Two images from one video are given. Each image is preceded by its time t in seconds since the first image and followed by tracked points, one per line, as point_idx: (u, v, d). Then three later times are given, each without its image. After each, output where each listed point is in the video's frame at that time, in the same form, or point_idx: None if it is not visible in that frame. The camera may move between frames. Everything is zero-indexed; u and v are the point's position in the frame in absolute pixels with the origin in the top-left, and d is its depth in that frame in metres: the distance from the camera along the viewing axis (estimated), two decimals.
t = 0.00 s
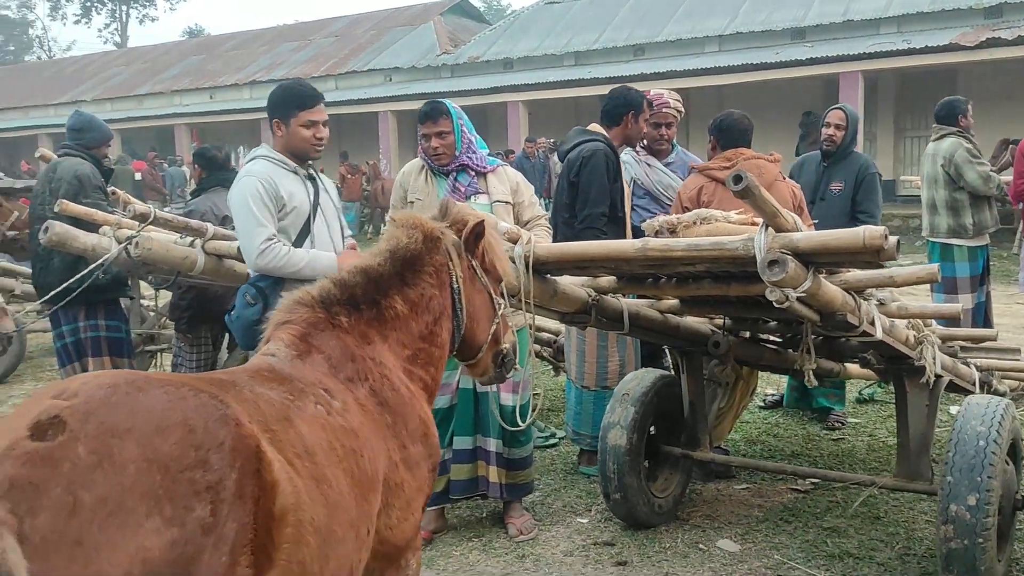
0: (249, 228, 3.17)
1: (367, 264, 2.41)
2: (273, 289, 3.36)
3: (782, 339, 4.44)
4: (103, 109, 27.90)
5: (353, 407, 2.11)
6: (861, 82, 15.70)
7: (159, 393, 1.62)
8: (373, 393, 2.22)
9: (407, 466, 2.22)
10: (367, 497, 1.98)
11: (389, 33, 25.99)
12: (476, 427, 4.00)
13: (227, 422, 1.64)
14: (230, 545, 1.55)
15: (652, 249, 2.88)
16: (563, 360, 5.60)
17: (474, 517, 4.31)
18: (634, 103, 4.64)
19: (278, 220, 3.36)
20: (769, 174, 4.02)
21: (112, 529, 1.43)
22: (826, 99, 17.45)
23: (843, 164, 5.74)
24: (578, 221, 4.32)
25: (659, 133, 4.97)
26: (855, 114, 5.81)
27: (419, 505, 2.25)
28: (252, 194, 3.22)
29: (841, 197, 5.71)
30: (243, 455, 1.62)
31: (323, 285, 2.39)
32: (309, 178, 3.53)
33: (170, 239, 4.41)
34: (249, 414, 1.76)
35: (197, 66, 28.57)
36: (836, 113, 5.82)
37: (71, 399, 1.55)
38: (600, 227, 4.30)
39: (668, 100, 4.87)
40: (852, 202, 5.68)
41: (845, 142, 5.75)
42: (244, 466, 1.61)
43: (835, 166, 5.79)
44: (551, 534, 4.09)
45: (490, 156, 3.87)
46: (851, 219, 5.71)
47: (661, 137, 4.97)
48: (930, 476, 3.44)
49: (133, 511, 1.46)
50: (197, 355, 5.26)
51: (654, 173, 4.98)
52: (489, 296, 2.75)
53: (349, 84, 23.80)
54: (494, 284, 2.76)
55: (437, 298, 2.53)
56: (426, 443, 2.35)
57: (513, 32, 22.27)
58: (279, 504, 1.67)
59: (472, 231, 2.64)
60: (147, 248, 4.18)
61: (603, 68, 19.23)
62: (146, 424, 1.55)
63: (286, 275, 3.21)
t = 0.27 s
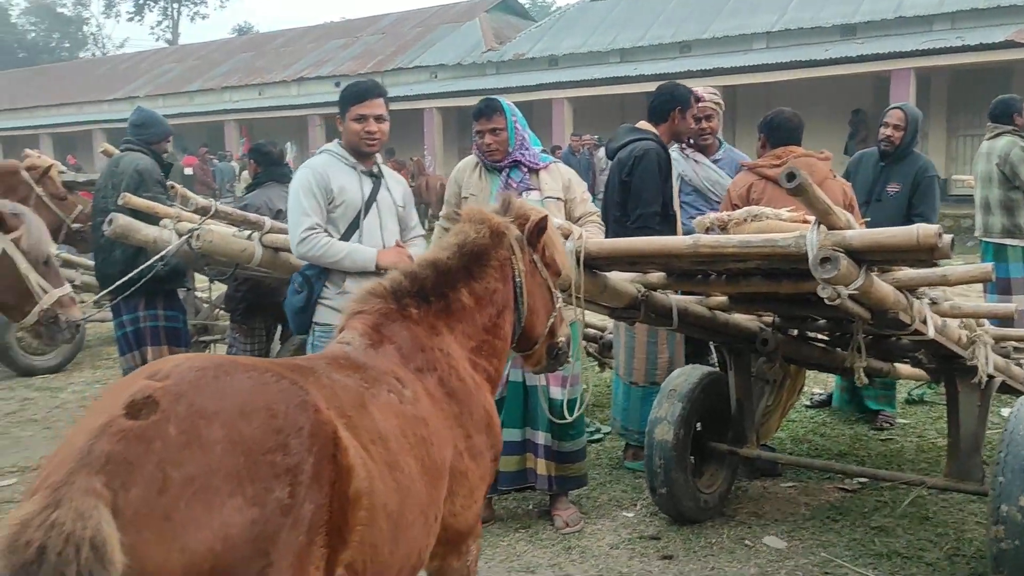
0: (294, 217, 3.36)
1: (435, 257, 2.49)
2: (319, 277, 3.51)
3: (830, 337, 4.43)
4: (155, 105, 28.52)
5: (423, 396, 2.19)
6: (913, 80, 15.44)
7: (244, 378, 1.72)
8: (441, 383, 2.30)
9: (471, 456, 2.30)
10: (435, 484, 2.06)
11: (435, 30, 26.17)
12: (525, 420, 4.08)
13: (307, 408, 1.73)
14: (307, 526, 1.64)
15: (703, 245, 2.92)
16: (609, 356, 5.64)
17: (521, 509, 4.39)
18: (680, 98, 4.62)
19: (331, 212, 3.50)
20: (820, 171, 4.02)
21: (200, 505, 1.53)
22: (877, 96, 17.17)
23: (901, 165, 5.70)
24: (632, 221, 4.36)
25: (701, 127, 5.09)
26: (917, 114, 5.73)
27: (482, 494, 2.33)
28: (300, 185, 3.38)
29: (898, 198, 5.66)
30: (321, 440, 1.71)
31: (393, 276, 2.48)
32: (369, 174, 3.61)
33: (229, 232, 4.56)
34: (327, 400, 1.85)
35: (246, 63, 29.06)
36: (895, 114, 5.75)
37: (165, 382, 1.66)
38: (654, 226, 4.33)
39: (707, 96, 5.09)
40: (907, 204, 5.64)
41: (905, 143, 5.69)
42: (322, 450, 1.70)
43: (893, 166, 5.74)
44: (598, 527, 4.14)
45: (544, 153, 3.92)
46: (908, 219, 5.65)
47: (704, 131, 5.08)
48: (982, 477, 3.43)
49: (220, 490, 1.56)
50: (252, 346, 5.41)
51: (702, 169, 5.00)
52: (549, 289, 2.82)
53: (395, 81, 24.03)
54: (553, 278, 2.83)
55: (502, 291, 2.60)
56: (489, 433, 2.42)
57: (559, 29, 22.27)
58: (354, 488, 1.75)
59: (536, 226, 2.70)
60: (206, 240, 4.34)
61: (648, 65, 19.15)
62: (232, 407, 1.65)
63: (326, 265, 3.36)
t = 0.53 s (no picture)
0: (346, 203, 3.49)
1: (497, 247, 2.57)
2: (369, 263, 3.62)
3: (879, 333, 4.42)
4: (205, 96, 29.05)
5: (485, 381, 2.27)
6: (967, 74, 15.12)
7: (319, 360, 1.82)
8: (502, 369, 2.38)
9: (530, 440, 2.37)
10: (496, 465, 2.14)
11: (480, 22, 26.25)
12: (572, 409, 4.15)
13: (378, 389, 1.83)
14: (378, 502, 1.73)
15: (754, 238, 2.95)
16: (654, 348, 5.68)
17: (566, 496, 4.46)
18: (726, 90, 4.65)
19: (384, 201, 3.61)
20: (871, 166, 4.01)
21: (279, 481, 1.65)
22: (930, 91, 16.82)
23: (954, 165, 5.63)
24: (682, 214, 4.41)
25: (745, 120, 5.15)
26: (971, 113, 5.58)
27: (539, 478, 2.41)
28: (354, 173, 3.51)
29: (952, 196, 5.61)
30: (391, 420, 1.80)
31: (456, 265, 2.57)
32: (426, 165, 3.70)
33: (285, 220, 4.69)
34: (397, 381, 1.94)
35: (294, 55, 29.45)
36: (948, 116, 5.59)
37: (247, 363, 1.77)
38: (705, 219, 4.38)
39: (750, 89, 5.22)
40: (961, 202, 5.60)
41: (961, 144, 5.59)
42: (392, 429, 1.79)
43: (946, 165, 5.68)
44: (641, 515, 4.20)
45: (595, 145, 3.98)
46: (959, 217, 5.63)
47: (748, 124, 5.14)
48: None
49: (297, 466, 1.67)
50: (303, 332, 5.56)
51: (749, 162, 5.01)
52: (606, 279, 2.89)
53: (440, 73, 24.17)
54: (610, 268, 2.89)
55: (560, 280, 2.67)
56: (547, 418, 2.49)
57: (604, 21, 22.20)
58: (422, 466, 1.84)
59: (595, 217, 2.77)
60: (264, 228, 4.48)
61: (695, 58, 19.00)
62: (309, 387, 1.76)
63: (373, 250, 3.46)
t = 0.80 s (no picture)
0: (398, 192, 3.56)
1: (553, 236, 2.62)
2: (423, 251, 3.68)
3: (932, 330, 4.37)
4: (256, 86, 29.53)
5: (540, 368, 2.32)
6: None
7: (381, 342, 1.89)
8: (556, 357, 2.43)
9: (583, 428, 2.42)
10: (549, 451, 2.19)
11: (529, 14, 26.24)
12: (616, 400, 4.17)
13: (438, 372, 1.89)
14: (436, 480, 1.79)
15: (806, 232, 2.95)
16: (700, 342, 5.67)
17: (610, 487, 4.50)
18: (774, 83, 4.64)
19: (436, 190, 3.66)
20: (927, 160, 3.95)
21: (343, 456, 1.72)
22: (988, 86, 16.39)
23: (1008, 161, 5.53)
24: (727, 205, 4.38)
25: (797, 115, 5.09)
26: None
27: (591, 465, 2.45)
28: (407, 163, 3.57)
29: (1006, 194, 5.51)
30: (449, 401, 1.86)
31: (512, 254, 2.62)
32: (476, 156, 3.75)
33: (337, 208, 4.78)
34: (455, 365, 2.00)
35: (343, 47, 29.76)
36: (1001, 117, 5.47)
37: (312, 344, 1.85)
38: (751, 209, 4.32)
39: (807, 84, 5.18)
40: (1016, 200, 5.49)
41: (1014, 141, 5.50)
42: (450, 410, 1.85)
43: (1000, 162, 5.57)
44: (685, 508, 4.22)
45: (646, 138, 3.99)
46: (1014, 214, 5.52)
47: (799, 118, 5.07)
48: None
49: (360, 442, 1.74)
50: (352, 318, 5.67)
51: (799, 157, 4.95)
52: (660, 270, 2.92)
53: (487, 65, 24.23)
54: (665, 259, 2.93)
55: (615, 270, 2.71)
56: (598, 407, 2.53)
57: (653, 14, 22.03)
58: (479, 447, 1.90)
59: (652, 208, 2.80)
60: (319, 216, 4.56)
61: (745, 52, 18.77)
62: (371, 368, 1.83)
63: (424, 238, 3.53)
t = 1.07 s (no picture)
0: (441, 190, 3.61)
1: (601, 236, 2.64)
2: (467, 250, 3.72)
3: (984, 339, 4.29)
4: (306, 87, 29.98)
5: (586, 366, 2.35)
6: None
7: (428, 334, 1.93)
8: (602, 355, 2.45)
9: (626, 427, 2.44)
10: (593, 447, 2.21)
11: (576, 17, 26.23)
12: (657, 403, 4.16)
13: (483, 364, 1.92)
14: (480, 469, 1.83)
15: (855, 235, 2.93)
16: (744, 346, 5.63)
17: (651, 489, 4.50)
18: (819, 86, 4.59)
19: (480, 189, 3.71)
20: (980, 165, 3.87)
21: (389, 443, 1.76)
22: None
23: None
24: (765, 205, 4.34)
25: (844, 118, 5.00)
26: None
27: (636, 464, 2.47)
28: (454, 161, 3.60)
29: None
30: (494, 392, 1.89)
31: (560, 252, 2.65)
32: (521, 155, 3.78)
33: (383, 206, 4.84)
34: (500, 359, 2.04)
35: (391, 48, 30.07)
36: None
37: (360, 335, 1.89)
38: (789, 210, 4.27)
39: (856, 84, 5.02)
40: None
41: None
42: (494, 401, 1.89)
43: None
44: (725, 512, 4.20)
45: (692, 141, 3.99)
46: None
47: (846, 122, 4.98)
48: None
49: (405, 430, 1.79)
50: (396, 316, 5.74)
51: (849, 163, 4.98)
52: (709, 272, 2.92)
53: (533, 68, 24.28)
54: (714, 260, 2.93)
55: (662, 271, 2.72)
56: (643, 407, 2.54)
57: (702, 17, 21.86)
58: (523, 438, 1.93)
59: (702, 209, 2.80)
60: (365, 214, 4.63)
61: (794, 55, 18.54)
62: (417, 359, 1.88)
63: (467, 236, 3.57)
